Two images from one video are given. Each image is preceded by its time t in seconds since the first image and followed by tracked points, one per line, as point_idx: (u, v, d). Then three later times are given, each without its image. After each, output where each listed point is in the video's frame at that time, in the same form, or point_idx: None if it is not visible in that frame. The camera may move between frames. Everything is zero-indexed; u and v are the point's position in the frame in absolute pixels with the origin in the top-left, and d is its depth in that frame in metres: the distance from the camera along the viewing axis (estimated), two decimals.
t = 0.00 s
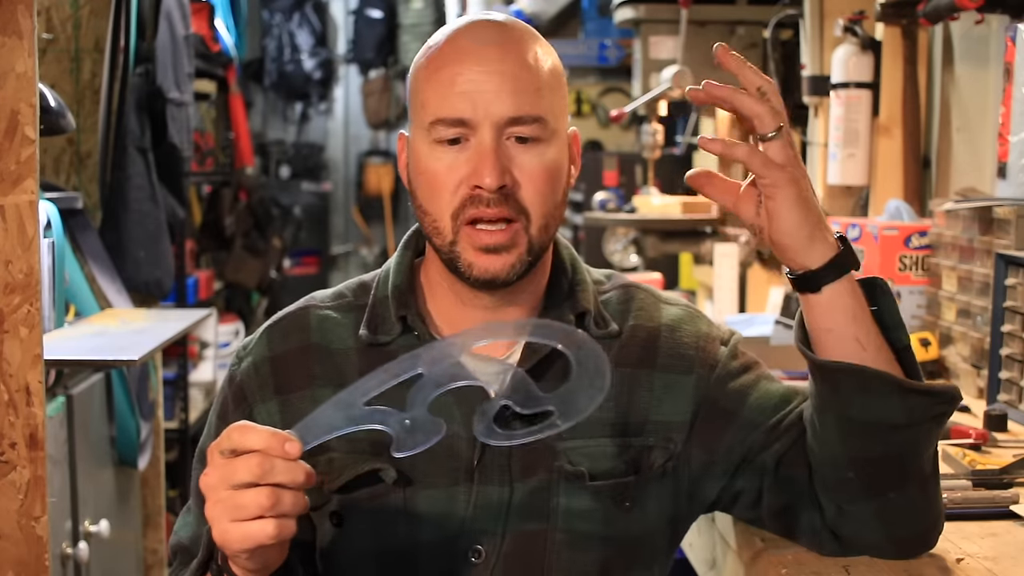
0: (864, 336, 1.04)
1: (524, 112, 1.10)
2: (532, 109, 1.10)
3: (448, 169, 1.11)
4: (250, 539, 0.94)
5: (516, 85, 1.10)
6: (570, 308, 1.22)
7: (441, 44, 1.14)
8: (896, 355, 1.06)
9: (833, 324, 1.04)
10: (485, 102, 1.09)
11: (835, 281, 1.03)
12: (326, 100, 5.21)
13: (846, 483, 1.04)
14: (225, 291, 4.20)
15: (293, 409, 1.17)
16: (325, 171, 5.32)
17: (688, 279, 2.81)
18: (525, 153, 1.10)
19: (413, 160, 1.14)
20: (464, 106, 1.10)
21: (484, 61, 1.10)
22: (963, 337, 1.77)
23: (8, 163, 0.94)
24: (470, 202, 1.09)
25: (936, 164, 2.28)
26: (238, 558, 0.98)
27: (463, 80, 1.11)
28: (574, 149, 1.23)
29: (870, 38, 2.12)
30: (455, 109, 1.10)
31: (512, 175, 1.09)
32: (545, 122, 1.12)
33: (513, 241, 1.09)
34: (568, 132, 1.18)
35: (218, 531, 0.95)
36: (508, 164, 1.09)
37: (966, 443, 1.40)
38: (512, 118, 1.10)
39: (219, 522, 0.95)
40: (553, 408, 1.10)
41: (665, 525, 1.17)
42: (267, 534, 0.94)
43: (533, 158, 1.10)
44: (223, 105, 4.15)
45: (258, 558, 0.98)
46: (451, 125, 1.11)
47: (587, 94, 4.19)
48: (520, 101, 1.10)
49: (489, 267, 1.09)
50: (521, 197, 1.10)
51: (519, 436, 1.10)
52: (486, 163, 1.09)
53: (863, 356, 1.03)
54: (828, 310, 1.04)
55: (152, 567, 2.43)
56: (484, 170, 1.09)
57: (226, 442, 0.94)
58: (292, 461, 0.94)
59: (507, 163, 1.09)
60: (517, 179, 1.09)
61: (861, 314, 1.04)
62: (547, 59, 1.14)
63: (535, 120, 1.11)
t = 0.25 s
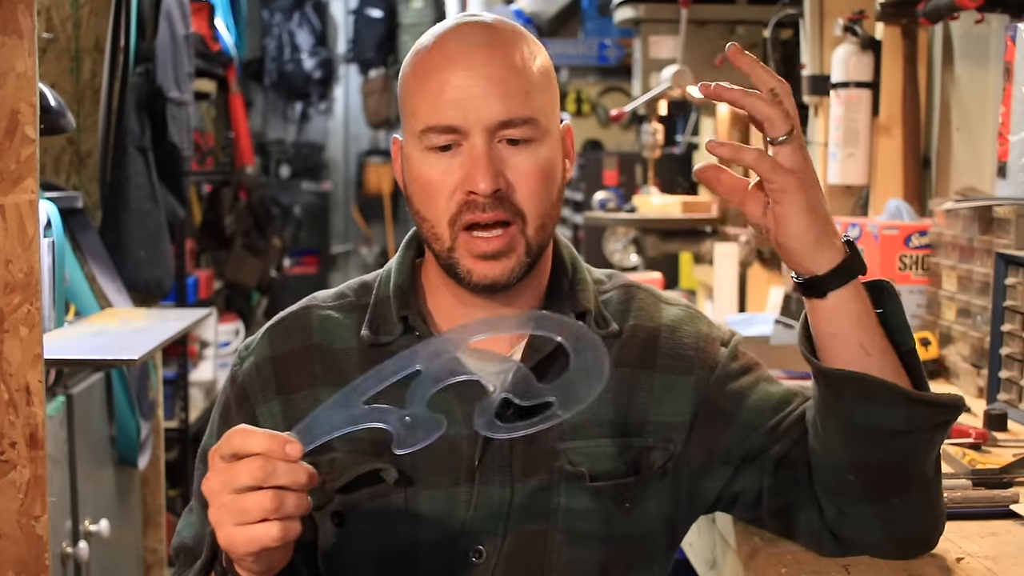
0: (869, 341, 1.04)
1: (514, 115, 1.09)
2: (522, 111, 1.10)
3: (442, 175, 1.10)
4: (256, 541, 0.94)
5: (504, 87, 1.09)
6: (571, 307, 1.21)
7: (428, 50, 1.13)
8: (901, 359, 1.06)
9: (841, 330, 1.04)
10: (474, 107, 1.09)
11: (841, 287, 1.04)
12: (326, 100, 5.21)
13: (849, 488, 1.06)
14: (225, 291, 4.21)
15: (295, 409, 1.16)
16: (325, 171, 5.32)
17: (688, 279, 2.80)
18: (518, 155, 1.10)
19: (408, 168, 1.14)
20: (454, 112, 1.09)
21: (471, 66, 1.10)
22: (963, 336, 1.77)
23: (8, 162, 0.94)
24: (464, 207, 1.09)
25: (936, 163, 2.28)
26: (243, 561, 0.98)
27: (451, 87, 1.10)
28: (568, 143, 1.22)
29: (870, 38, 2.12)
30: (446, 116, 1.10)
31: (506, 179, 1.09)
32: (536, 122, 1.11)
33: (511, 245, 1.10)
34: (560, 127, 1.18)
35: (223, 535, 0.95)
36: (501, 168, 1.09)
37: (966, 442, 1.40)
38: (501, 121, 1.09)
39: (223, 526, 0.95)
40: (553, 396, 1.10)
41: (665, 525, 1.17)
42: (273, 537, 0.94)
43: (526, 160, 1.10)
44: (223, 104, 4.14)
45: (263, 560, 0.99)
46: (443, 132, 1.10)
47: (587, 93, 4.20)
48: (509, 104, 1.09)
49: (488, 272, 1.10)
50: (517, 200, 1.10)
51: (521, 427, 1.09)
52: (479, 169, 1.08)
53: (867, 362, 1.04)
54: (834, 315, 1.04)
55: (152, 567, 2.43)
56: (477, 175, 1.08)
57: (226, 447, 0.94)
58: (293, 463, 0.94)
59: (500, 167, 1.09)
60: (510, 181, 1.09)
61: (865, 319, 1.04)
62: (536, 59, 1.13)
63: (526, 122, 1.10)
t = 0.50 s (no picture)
0: (798, 400, 1.06)
1: (507, 124, 1.09)
2: (515, 118, 1.09)
3: (437, 186, 1.11)
4: (291, 543, 0.94)
5: (496, 96, 1.09)
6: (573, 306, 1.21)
7: (415, 61, 1.12)
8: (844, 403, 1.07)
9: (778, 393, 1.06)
10: (466, 118, 1.09)
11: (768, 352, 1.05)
12: (326, 99, 5.21)
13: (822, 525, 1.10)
14: (225, 290, 4.23)
15: (300, 408, 1.17)
16: (325, 170, 5.32)
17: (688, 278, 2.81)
18: (513, 162, 1.10)
19: (402, 178, 1.15)
20: (446, 125, 1.09)
21: (460, 77, 1.09)
22: (963, 336, 1.77)
23: (9, 162, 0.98)
24: (461, 215, 1.10)
25: (936, 163, 2.28)
26: (279, 564, 0.98)
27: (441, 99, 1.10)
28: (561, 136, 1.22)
29: (870, 38, 2.12)
30: (438, 129, 1.09)
31: (502, 186, 1.09)
32: (530, 128, 1.11)
33: (510, 247, 1.11)
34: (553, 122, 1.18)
35: (258, 536, 0.96)
36: (497, 175, 1.09)
37: (966, 442, 1.40)
38: (495, 131, 1.09)
39: (258, 527, 0.95)
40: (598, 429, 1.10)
41: (663, 522, 1.16)
42: (309, 541, 0.94)
43: (521, 165, 1.10)
44: (223, 104, 4.14)
45: (297, 563, 0.98)
46: (435, 145, 1.10)
47: (587, 93, 4.20)
48: (502, 113, 1.09)
49: (488, 272, 1.11)
50: (513, 204, 1.10)
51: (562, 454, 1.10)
52: (474, 179, 1.08)
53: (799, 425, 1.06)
54: (758, 394, 1.07)
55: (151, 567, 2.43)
56: (473, 186, 1.08)
57: (263, 450, 0.94)
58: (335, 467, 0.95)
59: (496, 176, 1.09)
60: (507, 188, 1.09)
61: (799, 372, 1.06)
62: (526, 63, 1.13)
63: (519, 129, 1.10)
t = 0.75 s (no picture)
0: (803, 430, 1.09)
1: (520, 123, 1.09)
2: (527, 118, 1.09)
3: (445, 181, 1.10)
4: (328, 545, 0.96)
5: (509, 95, 1.09)
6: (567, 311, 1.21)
7: (430, 57, 1.12)
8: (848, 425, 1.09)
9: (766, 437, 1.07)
10: (480, 114, 1.08)
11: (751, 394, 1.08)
12: (326, 100, 5.21)
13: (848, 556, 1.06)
14: (225, 290, 4.23)
15: (299, 413, 1.16)
16: (325, 171, 5.32)
17: (688, 279, 2.81)
18: (523, 162, 1.09)
19: (408, 173, 1.14)
20: (457, 120, 1.09)
21: (474, 73, 1.09)
22: (963, 336, 1.77)
23: (8, 162, 0.98)
24: (468, 212, 1.09)
25: (936, 163, 2.28)
26: (311, 565, 0.99)
27: (454, 94, 1.09)
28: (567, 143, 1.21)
29: (870, 38, 2.12)
30: (450, 123, 1.09)
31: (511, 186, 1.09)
32: (541, 130, 1.10)
33: (515, 247, 1.10)
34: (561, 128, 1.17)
35: (297, 536, 0.97)
36: (507, 174, 1.09)
37: (966, 442, 1.40)
38: (507, 129, 1.08)
39: (300, 526, 0.97)
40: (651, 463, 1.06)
41: (658, 523, 1.16)
42: (350, 543, 0.96)
43: (530, 165, 1.09)
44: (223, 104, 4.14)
45: (328, 566, 1.00)
46: (445, 140, 1.10)
47: (587, 93, 4.20)
48: (515, 112, 1.08)
49: (491, 272, 1.10)
50: (521, 205, 1.10)
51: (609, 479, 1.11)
52: (484, 176, 1.08)
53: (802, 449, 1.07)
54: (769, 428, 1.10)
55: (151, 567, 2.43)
56: (483, 183, 1.08)
57: (317, 451, 0.96)
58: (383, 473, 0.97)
59: (506, 175, 1.09)
60: (516, 187, 1.09)
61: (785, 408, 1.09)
62: (539, 66, 1.12)
63: (531, 129, 1.09)
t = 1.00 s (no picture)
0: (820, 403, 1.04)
1: (518, 108, 1.10)
2: (526, 104, 1.10)
3: (442, 163, 1.11)
4: (300, 549, 0.94)
5: (510, 80, 1.10)
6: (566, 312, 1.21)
7: (434, 43, 1.14)
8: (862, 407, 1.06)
9: (778, 400, 1.04)
10: (479, 97, 1.10)
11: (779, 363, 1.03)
12: (326, 100, 5.21)
13: (815, 525, 1.07)
14: (225, 290, 4.24)
15: (294, 417, 1.17)
16: (325, 171, 5.31)
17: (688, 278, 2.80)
18: (520, 147, 1.10)
19: (406, 157, 1.14)
20: (457, 102, 1.10)
21: (476, 58, 1.10)
22: (963, 336, 1.77)
23: (8, 162, 0.98)
24: (464, 194, 1.09)
25: (936, 163, 2.28)
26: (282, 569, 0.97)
27: (455, 78, 1.11)
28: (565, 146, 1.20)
29: (870, 38, 2.12)
30: (449, 106, 1.10)
31: (507, 170, 1.09)
32: (539, 117, 1.11)
33: (509, 232, 1.09)
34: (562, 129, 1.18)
35: (266, 542, 0.95)
36: (503, 158, 1.09)
37: (966, 442, 1.40)
38: (506, 113, 1.10)
39: (266, 532, 0.95)
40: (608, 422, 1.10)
41: (661, 525, 1.17)
42: (317, 544, 0.94)
43: (527, 153, 1.10)
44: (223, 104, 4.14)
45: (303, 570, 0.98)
46: (445, 121, 1.11)
47: (587, 93, 4.21)
48: (514, 96, 1.10)
49: (483, 257, 1.09)
50: (517, 190, 1.09)
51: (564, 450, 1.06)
52: (481, 158, 1.09)
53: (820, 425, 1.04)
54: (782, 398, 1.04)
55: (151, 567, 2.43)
56: (479, 165, 1.09)
57: (276, 453, 0.94)
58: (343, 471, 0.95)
59: (502, 159, 1.09)
60: (512, 172, 1.09)
61: (810, 383, 1.05)
62: (541, 57, 1.14)
63: (530, 116, 1.11)
